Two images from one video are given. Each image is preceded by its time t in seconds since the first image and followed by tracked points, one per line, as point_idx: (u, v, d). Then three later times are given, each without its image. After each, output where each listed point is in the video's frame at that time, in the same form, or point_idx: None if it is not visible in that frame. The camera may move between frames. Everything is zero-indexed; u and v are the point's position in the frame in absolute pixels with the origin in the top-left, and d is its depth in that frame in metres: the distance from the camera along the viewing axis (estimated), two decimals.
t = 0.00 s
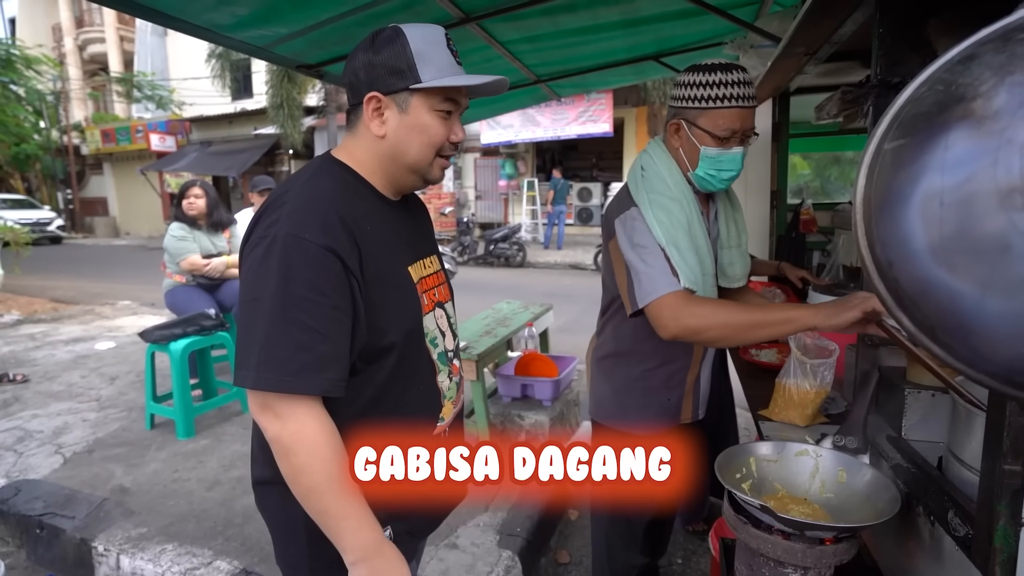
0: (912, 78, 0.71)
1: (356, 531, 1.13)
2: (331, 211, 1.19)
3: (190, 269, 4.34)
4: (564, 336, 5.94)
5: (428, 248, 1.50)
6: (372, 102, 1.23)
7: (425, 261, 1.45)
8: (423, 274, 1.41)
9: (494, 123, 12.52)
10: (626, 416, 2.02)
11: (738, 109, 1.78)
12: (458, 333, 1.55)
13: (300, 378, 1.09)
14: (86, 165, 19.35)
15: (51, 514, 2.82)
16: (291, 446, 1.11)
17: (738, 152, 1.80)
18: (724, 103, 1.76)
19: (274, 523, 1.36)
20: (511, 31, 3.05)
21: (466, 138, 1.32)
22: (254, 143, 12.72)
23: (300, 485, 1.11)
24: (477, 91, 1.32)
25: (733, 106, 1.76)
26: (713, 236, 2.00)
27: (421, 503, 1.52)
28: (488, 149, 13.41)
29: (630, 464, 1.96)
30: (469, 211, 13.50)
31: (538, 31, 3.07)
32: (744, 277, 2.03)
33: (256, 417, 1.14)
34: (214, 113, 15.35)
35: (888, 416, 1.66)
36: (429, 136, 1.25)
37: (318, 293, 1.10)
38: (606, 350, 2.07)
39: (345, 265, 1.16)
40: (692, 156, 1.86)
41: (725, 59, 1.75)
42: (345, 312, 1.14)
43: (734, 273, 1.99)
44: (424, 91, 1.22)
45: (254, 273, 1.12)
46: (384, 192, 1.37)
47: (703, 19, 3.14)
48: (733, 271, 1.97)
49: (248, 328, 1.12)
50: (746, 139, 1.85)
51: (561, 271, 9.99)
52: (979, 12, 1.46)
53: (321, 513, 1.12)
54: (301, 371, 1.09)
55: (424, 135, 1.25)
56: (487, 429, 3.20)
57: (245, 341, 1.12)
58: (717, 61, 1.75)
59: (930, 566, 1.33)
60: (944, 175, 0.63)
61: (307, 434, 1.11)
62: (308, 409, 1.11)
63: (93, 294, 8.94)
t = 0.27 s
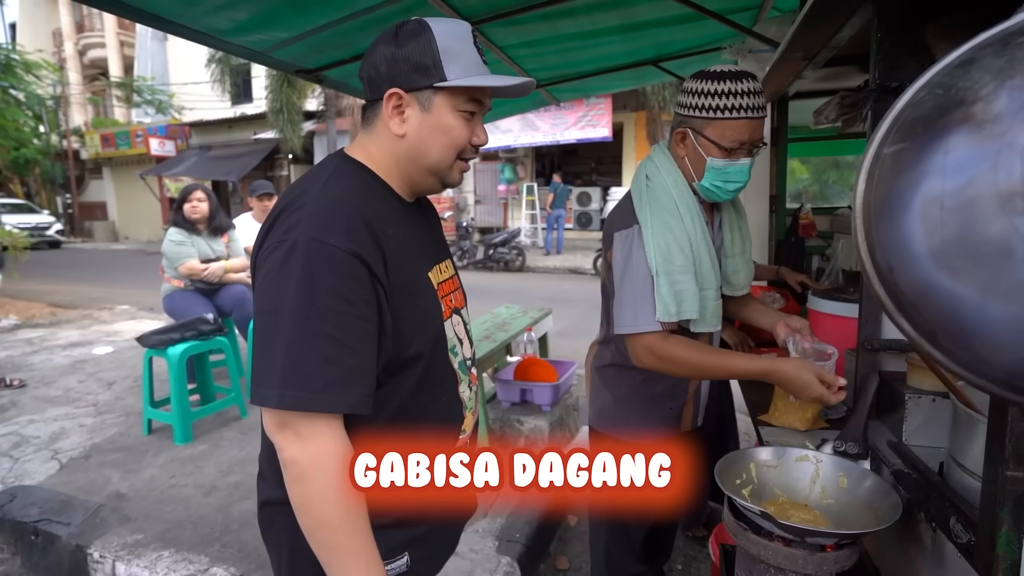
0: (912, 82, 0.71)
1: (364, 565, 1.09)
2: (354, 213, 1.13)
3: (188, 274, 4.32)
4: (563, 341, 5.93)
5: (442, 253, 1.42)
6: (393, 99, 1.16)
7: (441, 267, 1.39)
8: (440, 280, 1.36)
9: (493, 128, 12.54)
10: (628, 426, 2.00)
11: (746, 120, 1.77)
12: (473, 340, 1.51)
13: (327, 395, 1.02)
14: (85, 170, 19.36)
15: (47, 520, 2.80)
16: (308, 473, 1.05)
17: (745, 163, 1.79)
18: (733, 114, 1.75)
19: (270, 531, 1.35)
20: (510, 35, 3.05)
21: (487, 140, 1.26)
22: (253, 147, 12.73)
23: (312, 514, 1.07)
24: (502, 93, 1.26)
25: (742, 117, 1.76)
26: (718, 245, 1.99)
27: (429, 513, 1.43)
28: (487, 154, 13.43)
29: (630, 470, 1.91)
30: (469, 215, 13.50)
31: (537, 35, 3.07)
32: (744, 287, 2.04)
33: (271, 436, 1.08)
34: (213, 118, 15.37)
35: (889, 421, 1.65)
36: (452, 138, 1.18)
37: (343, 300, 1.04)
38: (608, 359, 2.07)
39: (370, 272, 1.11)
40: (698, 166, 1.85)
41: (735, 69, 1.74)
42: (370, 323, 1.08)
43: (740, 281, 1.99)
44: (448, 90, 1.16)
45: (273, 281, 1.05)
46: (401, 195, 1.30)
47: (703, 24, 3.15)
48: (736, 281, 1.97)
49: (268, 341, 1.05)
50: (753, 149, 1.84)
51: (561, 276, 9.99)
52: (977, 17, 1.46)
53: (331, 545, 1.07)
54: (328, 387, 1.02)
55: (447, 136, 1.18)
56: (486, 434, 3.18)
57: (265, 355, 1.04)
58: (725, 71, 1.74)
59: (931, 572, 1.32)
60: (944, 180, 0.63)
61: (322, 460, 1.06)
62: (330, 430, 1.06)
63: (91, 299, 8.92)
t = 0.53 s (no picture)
0: (902, 85, 0.71)
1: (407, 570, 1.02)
2: (363, 210, 1.08)
3: (184, 276, 4.33)
4: (560, 342, 5.93)
5: (446, 252, 1.36)
6: (398, 93, 1.12)
7: (447, 266, 1.33)
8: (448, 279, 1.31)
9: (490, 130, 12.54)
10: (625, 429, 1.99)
11: (739, 123, 1.78)
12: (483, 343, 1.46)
13: (344, 404, 0.97)
14: (81, 171, 19.30)
15: (39, 525, 2.79)
16: (335, 488, 0.99)
17: (737, 166, 1.80)
18: (725, 117, 1.76)
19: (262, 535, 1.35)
20: (506, 37, 3.05)
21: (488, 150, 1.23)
22: (250, 149, 12.71)
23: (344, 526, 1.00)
24: (510, 102, 1.23)
25: (734, 120, 1.76)
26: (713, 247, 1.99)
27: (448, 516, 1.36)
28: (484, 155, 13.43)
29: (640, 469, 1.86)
30: (466, 217, 13.49)
31: (533, 37, 3.07)
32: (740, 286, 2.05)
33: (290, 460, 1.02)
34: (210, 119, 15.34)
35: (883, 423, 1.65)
36: (455, 141, 1.15)
37: (356, 302, 1.00)
38: (606, 360, 2.06)
39: (382, 271, 1.06)
40: (691, 169, 1.86)
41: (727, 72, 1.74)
42: (384, 324, 1.03)
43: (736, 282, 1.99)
44: (457, 92, 1.12)
45: (278, 285, 1.00)
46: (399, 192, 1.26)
47: (698, 26, 3.15)
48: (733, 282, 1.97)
49: (278, 350, 0.99)
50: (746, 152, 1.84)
51: (558, 277, 9.99)
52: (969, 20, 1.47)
53: (371, 558, 1.01)
54: (344, 396, 0.98)
55: (449, 138, 1.14)
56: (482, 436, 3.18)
57: (275, 364, 0.98)
58: (718, 74, 1.74)
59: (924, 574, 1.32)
60: (933, 183, 0.63)
61: (347, 470, 1.00)
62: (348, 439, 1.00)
63: (87, 301, 8.90)
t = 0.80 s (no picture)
0: (886, 87, 0.72)
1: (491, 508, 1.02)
2: (359, 211, 1.08)
3: (175, 278, 4.31)
4: (553, 344, 5.94)
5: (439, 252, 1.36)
6: (388, 95, 1.11)
7: (440, 265, 1.33)
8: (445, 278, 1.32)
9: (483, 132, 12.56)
10: (614, 427, 1.99)
11: (716, 129, 1.78)
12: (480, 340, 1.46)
13: (361, 407, 0.95)
14: (71, 173, 19.16)
15: (26, 530, 2.77)
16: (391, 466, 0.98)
17: (716, 170, 1.80)
18: (703, 122, 1.76)
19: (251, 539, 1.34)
20: (498, 39, 3.05)
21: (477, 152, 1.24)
22: (242, 151, 12.67)
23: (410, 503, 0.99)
24: (501, 106, 1.23)
25: (711, 125, 1.77)
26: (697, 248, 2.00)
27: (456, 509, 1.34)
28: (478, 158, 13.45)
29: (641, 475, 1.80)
30: (459, 219, 13.49)
31: (525, 40, 3.08)
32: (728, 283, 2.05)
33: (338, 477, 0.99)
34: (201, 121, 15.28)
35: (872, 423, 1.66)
36: (444, 145, 1.15)
37: (361, 302, 0.99)
38: (594, 360, 2.06)
39: (383, 269, 1.06)
40: (671, 172, 1.86)
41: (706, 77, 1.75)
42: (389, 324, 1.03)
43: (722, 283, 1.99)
44: (449, 95, 1.12)
45: (279, 292, 0.99)
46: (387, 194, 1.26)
47: (688, 29, 3.17)
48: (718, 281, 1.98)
49: (290, 356, 0.96)
50: (726, 156, 1.84)
51: (551, 279, 10.00)
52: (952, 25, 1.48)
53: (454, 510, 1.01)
54: (360, 399, 0.95)
55: (439, 142, 1.15)
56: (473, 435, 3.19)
57: (286, 371, 0.96)
58: (696, 79, 1.75)
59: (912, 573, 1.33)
60: (915, 185, 0.64)
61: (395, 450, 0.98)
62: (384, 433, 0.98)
63: (76, 304, 8.83)
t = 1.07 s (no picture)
0: (872, 89, 0.72)
1: (506, 469, 1.03)
2: (348, 206, 1.07)
3: (167, 280, 4.26)
4: (547, 346, 5.94)
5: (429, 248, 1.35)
6: (377, 105, 1.11)
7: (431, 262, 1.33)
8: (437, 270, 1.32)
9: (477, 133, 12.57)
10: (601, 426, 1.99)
11: (695, 132, 1.80)
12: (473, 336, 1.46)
13: (362, 395, 0.94)
14: (62, 175, 19.03)
15: (13, 536, 2.74)
16: (395, 444, 0.94)
17: (694, 172, 1.82)
18: (682, 126, 1.78)
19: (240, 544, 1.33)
20: (490, 41, 3.05)
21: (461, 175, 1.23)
22: (235, 152, 12.62)
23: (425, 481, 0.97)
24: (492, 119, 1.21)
25: (690, 128, 1.78)
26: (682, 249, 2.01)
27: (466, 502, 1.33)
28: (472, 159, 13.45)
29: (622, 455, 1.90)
30: (453, 221, 13.47)
31: (517, 42, 3.08)
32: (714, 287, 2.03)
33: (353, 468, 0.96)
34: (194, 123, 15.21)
35: (861, 423, 1.67)
36: (426, 162, 1.15)
37: (356, 291, 0.98)
38: (581, 358, 2.07)
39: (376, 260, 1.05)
40: (652, 173, 1.88)
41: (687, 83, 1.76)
42: (386, 313, 1.02)
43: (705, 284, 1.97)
44: (437, 113, 1.11)
45: (274, 288, 0.98)
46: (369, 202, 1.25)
47: (680, 32, 3.18)
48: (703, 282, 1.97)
49: (291, 348, 0.95)
50: (706, 159, 1.86)
51: (545, 281, 10.00)
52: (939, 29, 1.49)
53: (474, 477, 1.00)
54: (361, 387, 0.94)
55: (422, 159, 1.15)
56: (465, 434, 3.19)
57: (286, 365, 0.95)
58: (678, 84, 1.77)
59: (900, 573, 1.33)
60: (900, 187, 0.64)
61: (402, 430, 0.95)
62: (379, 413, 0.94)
63: (67, 306, 8.77)
